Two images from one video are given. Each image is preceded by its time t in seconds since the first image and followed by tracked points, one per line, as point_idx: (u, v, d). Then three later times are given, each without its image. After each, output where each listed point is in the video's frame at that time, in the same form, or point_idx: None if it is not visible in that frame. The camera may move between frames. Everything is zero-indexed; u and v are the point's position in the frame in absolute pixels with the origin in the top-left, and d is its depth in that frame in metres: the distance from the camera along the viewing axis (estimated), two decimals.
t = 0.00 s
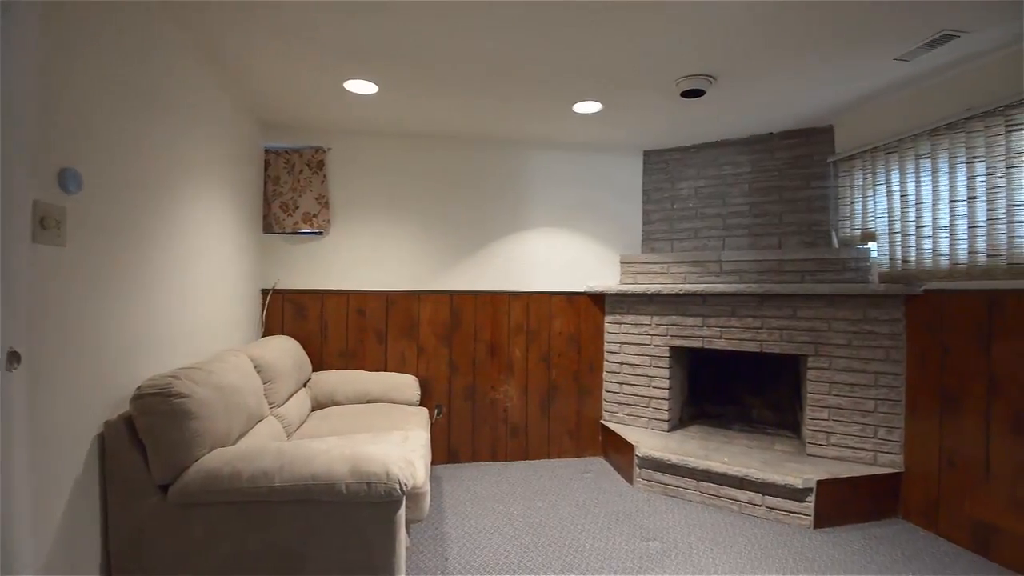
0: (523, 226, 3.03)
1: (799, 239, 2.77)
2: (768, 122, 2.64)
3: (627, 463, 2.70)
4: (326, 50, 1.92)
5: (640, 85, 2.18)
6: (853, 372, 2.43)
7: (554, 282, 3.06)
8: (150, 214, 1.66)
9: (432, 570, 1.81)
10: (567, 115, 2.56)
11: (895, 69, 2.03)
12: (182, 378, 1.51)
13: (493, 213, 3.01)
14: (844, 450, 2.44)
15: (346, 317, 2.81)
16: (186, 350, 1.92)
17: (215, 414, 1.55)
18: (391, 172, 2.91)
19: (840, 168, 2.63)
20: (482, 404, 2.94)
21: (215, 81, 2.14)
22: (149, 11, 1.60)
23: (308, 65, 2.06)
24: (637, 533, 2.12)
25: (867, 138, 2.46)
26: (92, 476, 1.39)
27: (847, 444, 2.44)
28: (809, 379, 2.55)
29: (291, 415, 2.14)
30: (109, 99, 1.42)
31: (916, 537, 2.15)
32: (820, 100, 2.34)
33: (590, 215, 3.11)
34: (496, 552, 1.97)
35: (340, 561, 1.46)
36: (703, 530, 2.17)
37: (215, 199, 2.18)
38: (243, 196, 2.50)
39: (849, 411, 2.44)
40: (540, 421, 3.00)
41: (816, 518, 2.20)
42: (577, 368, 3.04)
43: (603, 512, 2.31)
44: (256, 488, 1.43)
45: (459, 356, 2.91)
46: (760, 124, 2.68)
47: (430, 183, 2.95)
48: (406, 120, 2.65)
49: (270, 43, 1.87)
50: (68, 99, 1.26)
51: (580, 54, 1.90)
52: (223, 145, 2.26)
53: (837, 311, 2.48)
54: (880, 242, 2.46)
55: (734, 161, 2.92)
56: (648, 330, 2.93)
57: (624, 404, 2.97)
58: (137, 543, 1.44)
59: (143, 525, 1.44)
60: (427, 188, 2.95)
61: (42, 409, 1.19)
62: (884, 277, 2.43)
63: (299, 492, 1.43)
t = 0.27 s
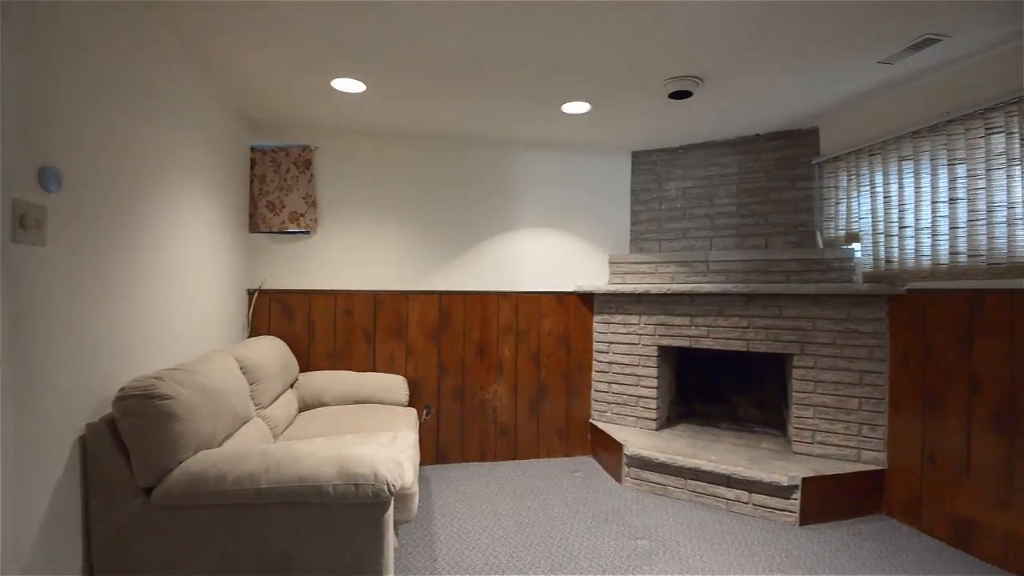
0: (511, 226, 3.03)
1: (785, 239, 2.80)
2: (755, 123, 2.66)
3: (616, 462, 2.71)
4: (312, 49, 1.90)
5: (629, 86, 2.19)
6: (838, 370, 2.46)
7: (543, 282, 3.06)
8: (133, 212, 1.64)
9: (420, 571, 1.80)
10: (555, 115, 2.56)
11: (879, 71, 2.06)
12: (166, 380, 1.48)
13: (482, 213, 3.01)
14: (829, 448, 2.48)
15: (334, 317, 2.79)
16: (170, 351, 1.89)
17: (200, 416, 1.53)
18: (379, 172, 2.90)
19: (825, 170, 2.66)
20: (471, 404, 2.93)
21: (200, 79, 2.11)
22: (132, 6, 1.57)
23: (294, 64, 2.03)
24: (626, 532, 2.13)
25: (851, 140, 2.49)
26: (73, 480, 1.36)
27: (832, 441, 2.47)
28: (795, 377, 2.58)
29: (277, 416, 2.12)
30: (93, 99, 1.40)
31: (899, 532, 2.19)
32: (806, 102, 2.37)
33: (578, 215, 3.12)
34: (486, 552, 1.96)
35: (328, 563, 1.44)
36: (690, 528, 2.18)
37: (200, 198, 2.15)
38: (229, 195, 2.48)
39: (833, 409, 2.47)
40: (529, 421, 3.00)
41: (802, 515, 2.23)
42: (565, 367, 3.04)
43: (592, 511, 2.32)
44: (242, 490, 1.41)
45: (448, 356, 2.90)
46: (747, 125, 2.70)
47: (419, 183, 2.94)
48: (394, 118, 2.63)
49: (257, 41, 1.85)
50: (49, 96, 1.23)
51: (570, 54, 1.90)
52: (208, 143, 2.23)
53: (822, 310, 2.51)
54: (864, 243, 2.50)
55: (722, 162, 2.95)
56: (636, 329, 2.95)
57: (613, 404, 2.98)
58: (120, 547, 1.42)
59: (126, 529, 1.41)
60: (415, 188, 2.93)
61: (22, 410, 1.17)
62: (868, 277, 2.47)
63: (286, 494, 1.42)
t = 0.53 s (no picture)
0: (499, 227, 3.04)
1: (771, 240, 2.82)
2: (742, 125, 2.69)
3: (604, 461, 2.72)
4: (299, 47, 1.89)
5: (617, 86, 2.20)
6: (822, 369, 2.50)
7: (532, 282, 3.06)
8: (115, 213, 1.61)
9: (408, 572, 1.80)
10: (544, 115, 2.57)
11: (863, 74, 2.09)
12: (149, 381, 1.46)
13: (470, 213, 3.01)
14: (813, 445, 2.51)
15: (321, 317, 2.77)
16: (153, 352, 1.86)
17: (184, 418, 1.51)
18: (366, 171, 2.88)
19: (810, 171, 2.70)
20: (459, 405, 2.93)
21: (184, 77, 2.09)
22: None
23: (280, 62, 2.01)
24: (614, 531, 2.14)
25: (836, 142, 2.52)
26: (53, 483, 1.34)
27: (817, 439, 2.50)
28: (780, 376, 2.61)
29: (263, 417, 2.10)
30: (70, 95, 1.37)
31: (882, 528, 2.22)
32: (792, 103, 2.39)
33: (567, 215, 3.13)
34: (475, 552, 1.95)
35: (315, 565, 1.43)
36: (678, 526, 2.20)
37: (184, 197, 2.12)
38: (214, 194, 2.45)
39: (818, 407, 2.50)
40: (518, 421, 3.00)
41: (786, 512, 2.25)
42: (554, 368, 3.05)
43: (581, 511, 2.32)
44: (227, 493, 1.40)
45: (437, 357, 2.90)
46: (733, 127, 2.73)
47: (406, 182, 2.92)
48: (382, 117, 2.62)
49: (242, 38, 1.83)
50: (24, 91, 1.20)
51: (558, 54, 1.90)
52: (192, 142, 2.20)
53: (807, 310, 2.54)
54: (848, 243, 2.53)
55: (709, 163, 2.97)
56: (624, 330, 2.96)
57: (601, 403, 3.00)
58: (102, 551, 1.39)
59: (108, 532, 1.39)
60: (403, 187, 2.92)
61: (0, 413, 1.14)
62: (852, 277, 2.50)
63: (272, 496, 1.40)
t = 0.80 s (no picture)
0: (489, 227, 3.03)
1: (757, 240, 2.85)
2: (730, 126, 2.71)
3: (593, 461, 2.73)
4: (288, 46, 1.87)
5: (607, 86, 2.20)
6: (808, 368, 2.53)
7: (522, 282, 3.06)
8: (101, 212, 1.59)
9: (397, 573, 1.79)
10: (534, 115, 2.57)
11: (848, 76, 2.12)
12: (134, 383, 1.44)
13: (460, 213, 3.00)
14: (800, 443, 2.54)
15: (309, 318, 2.75)
16: (140, 353, 1.84)
17: (169, 420, 1.49)
18: (354, 171, 2.86)
19: (796, 172, 2.73)
20: (449, 405, 2.92)
21: (172, 76, 2.07)
22: None
23: (268, 60, 1.98)
24: (604, 530, 2.15)
25: (821, 143, 2.55)
26: (35, 486, 1.31)
27: (802, 437, 2.53)
28: (767, 375, 2.63)
29: (250, 419, 2.08)
30: (52, 93, 1.34)
31: (866, 524, 2.26)
32: (779, 104, 2.42)
33: (556, 215, 3.14)
34: (464, 552, 1.95)
35: (301, 567, 1.42)
36: (667, 525, 2.21)
37: (171, 197, 2.10)
38: (200, 193, 2.42)
39: (804, 405, 2.53)
40: (507, 421, 3.00)
41: (773, 510, 2.28)
42: (544, 367, 3.05)
43: (570, 510, 2.33)
44: (213, 496, 1.38)
45: (426, 357, 2.89)
46: (721, 128, 2.75)
47: (395, 182, 2.91)
48: (371, 116, 2.60)
49: (228, 35, 1.80)
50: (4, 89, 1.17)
51: (548, 54, 1.90)
52: (179, 140, 2.17)
53: (793, 310, 2.57)
54: (833, 244, 2.56)
55: (698, 164, 2.99)
56: (613, 329, 2.97)
57: (590, 403, 3.01)
58: (84, 556, 1.37)
59: (91, 536, 1.37)
60: (392, 187, 2.91)
61: None
62: (837, 277, 2.53)
63: (259, 498, 1.39)
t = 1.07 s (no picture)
0: (478, 227, 3.03)
1: (744, 241, 2.88)
2: (718, 127, 2.73)
3: (582, 460, 2.74)
4: (277, 45, 1.85)
5: (596, 87, 2.21)
6: (794, 367, 2.56)
7: (511, 283, 3.06)
8: (89, 211, 1.57)
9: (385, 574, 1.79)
10: (524, 115, 2.56)
11: (833, 79, 2.14)
12: (117, 384, 1.41)
13: (449, 213, 2.99)
14: (786, 441, 2.57)
15: (296, 319, 2.72)
16: (126, 354, 1.82)
17: (153, 422, 1.47)
18: (341, 170, 2.84)
19: (782, 174, 2.76)
20: (438, 405, 2.91)
21: (159, 74, 2.04)
22: None
23: (255, 57, 1.96)
24: (593, 529, 2.15)
25: (807, 145, 2.59)
26: (15, 490, 1.29)
27: (788, 435, 2.56)
28: (753, 374, 2.66)
29: (235, 420, 2.06)
30: (38, 89, 1.31)
31: (850, 520, 2.29)
32: (765, 106, 2.45)
33: (545, 215, 3.14)
34: (453, 553, 1.95)
35: (288, 570, 1.41)
36: (654, 523, 2.23)
37: (158, 196, 2.08)
38: (185, 192, 2.39)
39: (789, 404, 2.56)
40: (496, 421, 3.00)
41: (759, 507, 2.30)
42: (533, 368, 3.06)
43: (559, 510, 2.33)
44: (198, 498, 1.36)
45: (414, 357, 2.87)
46: (709, 129, 2.77)
47: (383, 182, 2.89)
48: (360, 115, 2.58)
49: (215, 33, 1.78)
50: None
51: (538, 53, 1.90)
52: (164, 138, 2.13)
53: (779, 310, 2.59)
54: (818, 244, 2.60)
55: (685, 165, 3.01)
56: (602, 329, 2.98)
57: (579, 402, 3.02)
58: (64, 561, 1.34)
59: (72, 541, 1.34)
60: (381, 187, 2.89)
61: None
62: (822, 277, 2.57)
63: (245, 500, 1.38)
